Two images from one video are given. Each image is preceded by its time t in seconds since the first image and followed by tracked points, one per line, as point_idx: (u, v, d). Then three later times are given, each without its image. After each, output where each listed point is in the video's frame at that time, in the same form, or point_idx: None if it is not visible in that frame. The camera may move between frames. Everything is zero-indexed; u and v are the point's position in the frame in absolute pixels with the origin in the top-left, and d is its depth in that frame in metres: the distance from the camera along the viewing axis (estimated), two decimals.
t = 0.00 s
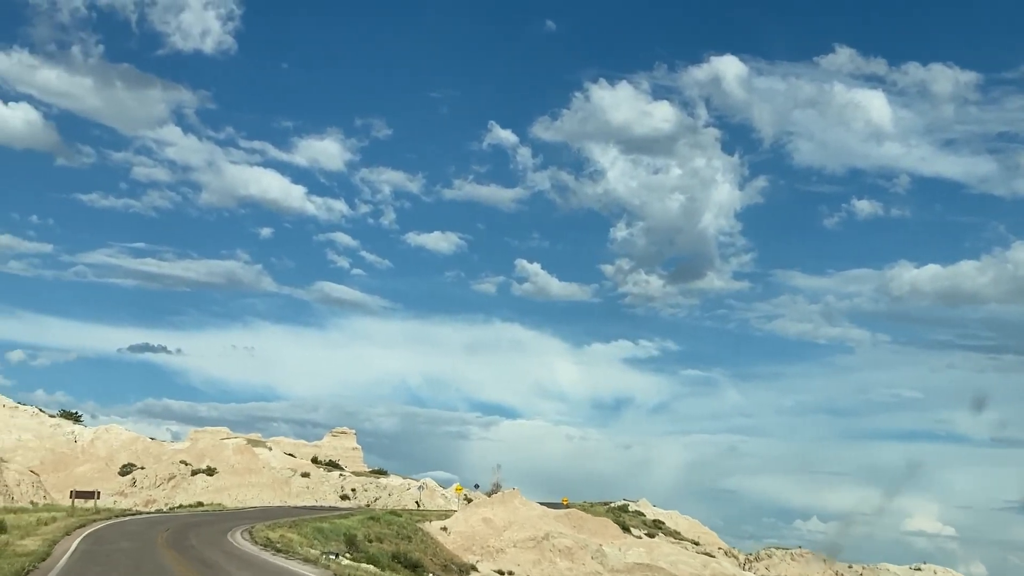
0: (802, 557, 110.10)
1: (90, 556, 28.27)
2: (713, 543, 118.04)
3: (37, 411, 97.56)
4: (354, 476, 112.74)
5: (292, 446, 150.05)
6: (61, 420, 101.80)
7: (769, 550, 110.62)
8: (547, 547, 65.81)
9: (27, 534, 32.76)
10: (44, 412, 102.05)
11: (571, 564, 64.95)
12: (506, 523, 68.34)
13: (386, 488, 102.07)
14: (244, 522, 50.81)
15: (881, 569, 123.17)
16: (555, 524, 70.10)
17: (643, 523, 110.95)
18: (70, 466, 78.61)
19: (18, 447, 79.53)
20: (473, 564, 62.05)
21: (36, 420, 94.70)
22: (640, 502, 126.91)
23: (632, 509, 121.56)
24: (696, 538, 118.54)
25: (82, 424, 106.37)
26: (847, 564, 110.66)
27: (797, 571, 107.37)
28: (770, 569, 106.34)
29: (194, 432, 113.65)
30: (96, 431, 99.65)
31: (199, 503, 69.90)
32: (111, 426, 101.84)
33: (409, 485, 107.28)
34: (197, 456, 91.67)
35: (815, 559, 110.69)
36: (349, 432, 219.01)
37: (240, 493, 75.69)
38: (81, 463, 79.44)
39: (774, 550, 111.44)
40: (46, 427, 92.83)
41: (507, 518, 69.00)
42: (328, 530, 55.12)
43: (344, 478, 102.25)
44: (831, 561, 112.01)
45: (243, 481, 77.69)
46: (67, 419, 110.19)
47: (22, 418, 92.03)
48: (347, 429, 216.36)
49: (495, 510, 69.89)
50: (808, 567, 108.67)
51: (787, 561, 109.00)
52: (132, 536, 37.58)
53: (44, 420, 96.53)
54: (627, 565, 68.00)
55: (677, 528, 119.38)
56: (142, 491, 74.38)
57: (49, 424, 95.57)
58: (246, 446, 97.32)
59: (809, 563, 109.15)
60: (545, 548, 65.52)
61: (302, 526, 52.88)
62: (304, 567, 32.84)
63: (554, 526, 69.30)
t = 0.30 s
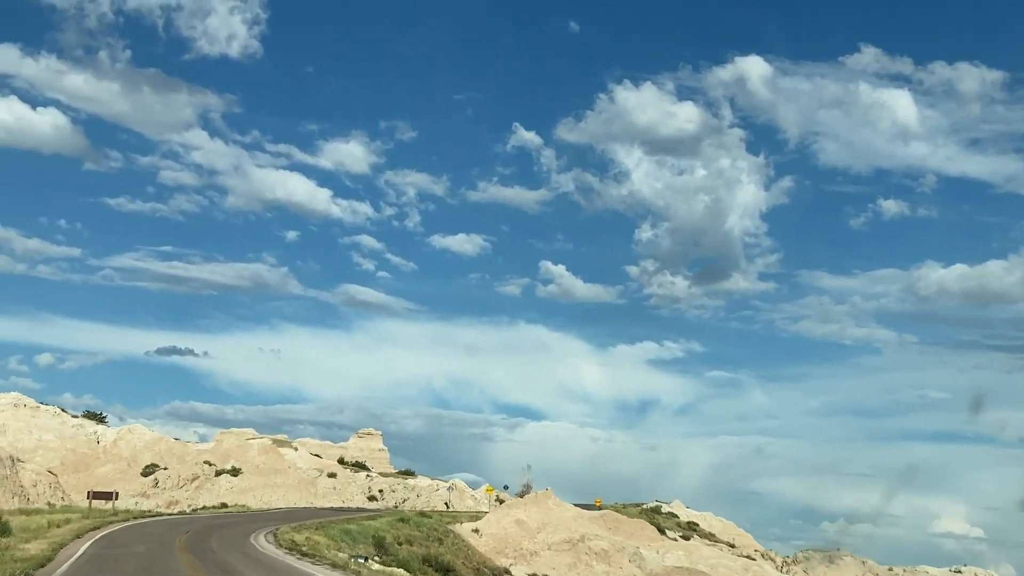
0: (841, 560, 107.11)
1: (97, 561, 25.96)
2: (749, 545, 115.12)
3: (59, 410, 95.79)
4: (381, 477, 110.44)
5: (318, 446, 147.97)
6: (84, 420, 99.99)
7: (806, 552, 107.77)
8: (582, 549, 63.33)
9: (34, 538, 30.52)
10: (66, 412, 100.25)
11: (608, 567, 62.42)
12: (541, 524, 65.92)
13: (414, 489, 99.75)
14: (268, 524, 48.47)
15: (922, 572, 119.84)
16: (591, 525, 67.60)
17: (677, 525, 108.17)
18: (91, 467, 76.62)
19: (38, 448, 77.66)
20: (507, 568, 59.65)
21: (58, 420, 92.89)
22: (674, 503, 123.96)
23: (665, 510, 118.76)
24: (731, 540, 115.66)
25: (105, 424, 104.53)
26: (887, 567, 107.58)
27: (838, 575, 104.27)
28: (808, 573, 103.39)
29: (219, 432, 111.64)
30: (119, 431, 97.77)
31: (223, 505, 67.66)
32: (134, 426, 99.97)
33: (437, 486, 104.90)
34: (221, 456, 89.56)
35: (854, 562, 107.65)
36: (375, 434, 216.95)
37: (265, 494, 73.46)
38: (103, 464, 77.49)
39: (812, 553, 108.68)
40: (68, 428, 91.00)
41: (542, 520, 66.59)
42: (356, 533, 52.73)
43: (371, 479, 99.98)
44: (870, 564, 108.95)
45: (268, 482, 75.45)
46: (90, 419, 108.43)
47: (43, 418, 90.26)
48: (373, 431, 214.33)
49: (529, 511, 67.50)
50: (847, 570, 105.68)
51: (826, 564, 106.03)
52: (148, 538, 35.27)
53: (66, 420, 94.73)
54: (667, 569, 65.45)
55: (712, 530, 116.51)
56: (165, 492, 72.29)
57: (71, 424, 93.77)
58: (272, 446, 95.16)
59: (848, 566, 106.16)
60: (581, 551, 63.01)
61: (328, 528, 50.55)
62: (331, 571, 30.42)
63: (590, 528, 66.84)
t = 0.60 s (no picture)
0: (881, 563, 104.13)
1: (103, 568, 23.65)
2: (785, 547, 112.21)
3: (81, 411, 93.98)
4: (409, 478, 108.09)
5: (344, 448, 145.95)
6: (106, 421, 98.10)
7: (845, 555, 104.91)
8: (620, 553, 60.79)
9: (38, 542, 28.30)
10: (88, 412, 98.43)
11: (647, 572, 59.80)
12: (576, 527, 63.42)
13: (442, 491, 97.34)
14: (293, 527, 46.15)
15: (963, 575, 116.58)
16: (628, 528, 65.04)
17: (713, 527, 105.37)
18: (112, 468, 74.61)
19: (58, 449, 75.76)
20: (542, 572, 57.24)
21: (80, 421, 91.07)
22: (708, 505, 121.10)
23: (699, 512, 115.96)
24: (766, 543, 112.71)
25: (128, 425, 102.68)
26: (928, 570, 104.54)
27: None
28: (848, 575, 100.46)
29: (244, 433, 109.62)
30: (142, 432, 95.87)
31: (247, 507, 65.41)
32: (157, 426, 98.12)
33: (466, 488, 102.40)
34: (246, 457, 87.43)
35: (894, 564, 104.65)
36: (401, 435, 214.93)
37: (291, 496, 71.20)
38: (125, 465, 75.48)
39: (851, 555, 105.87)
40: (90, 428, 89.15)
41: (577, 522, 64.08)
42: (385, 536, 50.37)
43: (398, 481, 97.63)
44: (911, 566, 105.90)
45: (293, 484, 73.18)
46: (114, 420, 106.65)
47: (65, 419, 88.45)
48: (399, 433, 212.32)
49: (564, 513, 65.02)
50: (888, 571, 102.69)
51: (865, 567, 103.05)
52: (164, 543, 33.00)
53: (88, 421, 92.91)
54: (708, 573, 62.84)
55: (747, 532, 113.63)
56: (188, 494, 70.14)
57: (93, 425, 91.90)
58: (298, 447, 92.99)
59: (889, 568, 103.16)
60: (618, 555, 60.41)
61: (357, 532, 48.22)
62: None
63: (627, 531, 64.30)
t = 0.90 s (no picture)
0: (922, 566, 100.96)
1: None
2: (823, 551, 109.15)
3: (101, 413, 91.84)
4: (436, 481, 105.45)
5: (369, 451, 143.59)
6: (126, 424, 95.85)
7: (885, 559, 101.86)
8: (660, 559, 58.04)
9: (39, 550, 25.78)
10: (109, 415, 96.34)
11: None
12: (613, 532, 60.71)
13: (470, 494, 94.65)
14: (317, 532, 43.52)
15: None
16: (667, 532, 62.35)
17: (749, 531, 102.46)
18: (131, 471, 72.35)
19: (75, 452, 73.57)
20: None
21: (100, 423, 88.94)
22: (742, 507, 118.15)
23: (734, 515, 113.00)
24: (803, 546, 109.69)
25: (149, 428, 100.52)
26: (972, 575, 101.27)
27: None
28: None
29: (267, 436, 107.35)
30: (163, 435, 93.65)
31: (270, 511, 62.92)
32: (179, 428, 95.91)
33: (494, 490, 99.83)
34: (269, 460, 85.00)
35: (937, 568, 101.45)
36: (426, 438, 212.56)
37: (315, 500, 68.73)
38: (145, 468, 73.16)
39: (892, 560, 102.86)
40: (109, 431, 86.95)
41: (614, 527, 61.35)
42: (415, 541, 47.74)
43: (425, 484, 95.11)
44: (954, 571, 102.67)
45: (318, 486, 70.71)
46: (135, 423, 104.53)
47: (83, 422, 86.33)
48: (424, 436, 210.02)
49: (600, 517, 62.33)
50: None
51: (906, 571, 99.91)
52: (179, 550, 30.43)
53: (108, 423, 90.76)
54: None
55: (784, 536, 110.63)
56: (209, 497, 67.73)
57: (112, 428, 89.68)
58: (322, 449, 90.56)
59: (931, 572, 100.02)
60: (658, 560, 57.67)
61: (385, 537, 45.62)
62: None
63: (666, 535, 61.56)
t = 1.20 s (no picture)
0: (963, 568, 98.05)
1: None
2: (860, 553, 106.32)
3: (120, 414, 89.91)
4: (463, 482, 103.06)
5: (393, 452, 141.46)
6: (147, 425, 93.94)
7: (924, 561, 99.01)
8: (700, 562, 55.45)
9: (39, 557, 23.54)
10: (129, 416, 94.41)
11: None
12: (650, 534, 58.28)
13: (498, 495, 92.26)
14: (344, 535, 41.35)
15: None
16: (705, 534, 59.83)
17: (783, 532, 99.77)
18: (150, 473, 70.33)
19: (93, 454, 71.60)
20: None
21: (119, 424, 86.99)
22: (775, 509, 115.29)
23: (767, 516, 110.28)
24: (839, 548, 106.92)
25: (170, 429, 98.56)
26: None
27: None
28: None
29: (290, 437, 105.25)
30: (184, 436, 91.64)
31: (294, 514, 60.74)
32: (201, 429, 93.90)
33: (522, 492, 97.44)
34: (292, 461, 82.81)
35: (977, 570, 98.50)
36: (450, 440, 210.42)
37: (340, 502, 66.50)
38: (165, 470, 71.16)
39: (931, 562, 100.02)
40: (129, 432, 84.95)
41: (651, 529, 58.90)
42: (445, 545, 45.45)
43: (452, 485, 92.81)
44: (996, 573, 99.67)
45: (342, 488, 68.47)
46: (156, 424, 102.63)
47: (103, 423, 84.37)
48: (448, 437, 207.92)
49: (635, 519, 59.86)
50: None
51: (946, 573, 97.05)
52: (194, 557, 28.17)
53: (128, 424, 88.81)
54: None
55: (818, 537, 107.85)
56: (230, 500, 65.64)
57: (133, 429, 87.77)
58: (346, 450, 88.35)
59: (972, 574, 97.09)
60: (697, 564, 55.07)
61: (413, 541, 43.32)
62: None
63: (705, 538, 59.00)
